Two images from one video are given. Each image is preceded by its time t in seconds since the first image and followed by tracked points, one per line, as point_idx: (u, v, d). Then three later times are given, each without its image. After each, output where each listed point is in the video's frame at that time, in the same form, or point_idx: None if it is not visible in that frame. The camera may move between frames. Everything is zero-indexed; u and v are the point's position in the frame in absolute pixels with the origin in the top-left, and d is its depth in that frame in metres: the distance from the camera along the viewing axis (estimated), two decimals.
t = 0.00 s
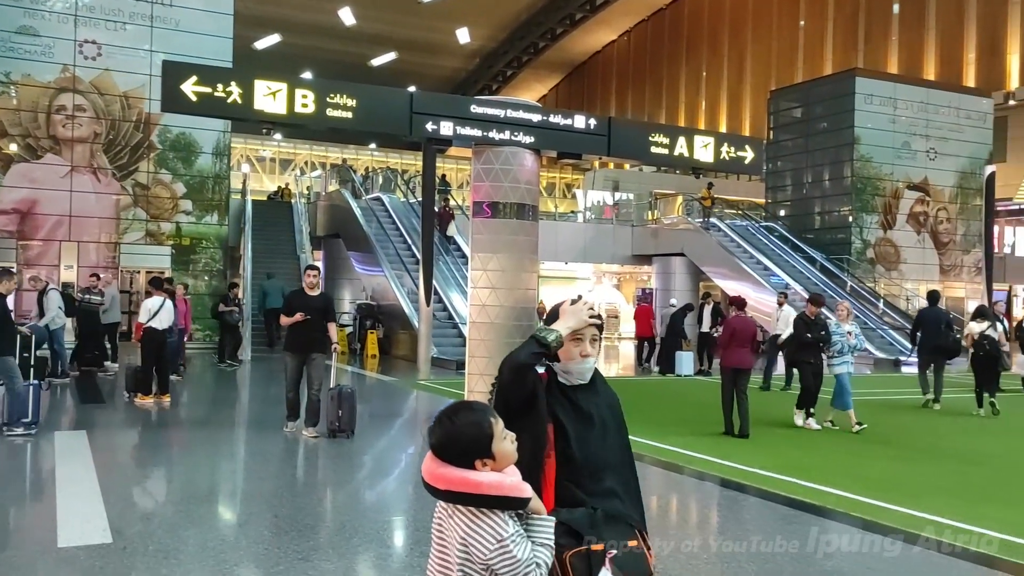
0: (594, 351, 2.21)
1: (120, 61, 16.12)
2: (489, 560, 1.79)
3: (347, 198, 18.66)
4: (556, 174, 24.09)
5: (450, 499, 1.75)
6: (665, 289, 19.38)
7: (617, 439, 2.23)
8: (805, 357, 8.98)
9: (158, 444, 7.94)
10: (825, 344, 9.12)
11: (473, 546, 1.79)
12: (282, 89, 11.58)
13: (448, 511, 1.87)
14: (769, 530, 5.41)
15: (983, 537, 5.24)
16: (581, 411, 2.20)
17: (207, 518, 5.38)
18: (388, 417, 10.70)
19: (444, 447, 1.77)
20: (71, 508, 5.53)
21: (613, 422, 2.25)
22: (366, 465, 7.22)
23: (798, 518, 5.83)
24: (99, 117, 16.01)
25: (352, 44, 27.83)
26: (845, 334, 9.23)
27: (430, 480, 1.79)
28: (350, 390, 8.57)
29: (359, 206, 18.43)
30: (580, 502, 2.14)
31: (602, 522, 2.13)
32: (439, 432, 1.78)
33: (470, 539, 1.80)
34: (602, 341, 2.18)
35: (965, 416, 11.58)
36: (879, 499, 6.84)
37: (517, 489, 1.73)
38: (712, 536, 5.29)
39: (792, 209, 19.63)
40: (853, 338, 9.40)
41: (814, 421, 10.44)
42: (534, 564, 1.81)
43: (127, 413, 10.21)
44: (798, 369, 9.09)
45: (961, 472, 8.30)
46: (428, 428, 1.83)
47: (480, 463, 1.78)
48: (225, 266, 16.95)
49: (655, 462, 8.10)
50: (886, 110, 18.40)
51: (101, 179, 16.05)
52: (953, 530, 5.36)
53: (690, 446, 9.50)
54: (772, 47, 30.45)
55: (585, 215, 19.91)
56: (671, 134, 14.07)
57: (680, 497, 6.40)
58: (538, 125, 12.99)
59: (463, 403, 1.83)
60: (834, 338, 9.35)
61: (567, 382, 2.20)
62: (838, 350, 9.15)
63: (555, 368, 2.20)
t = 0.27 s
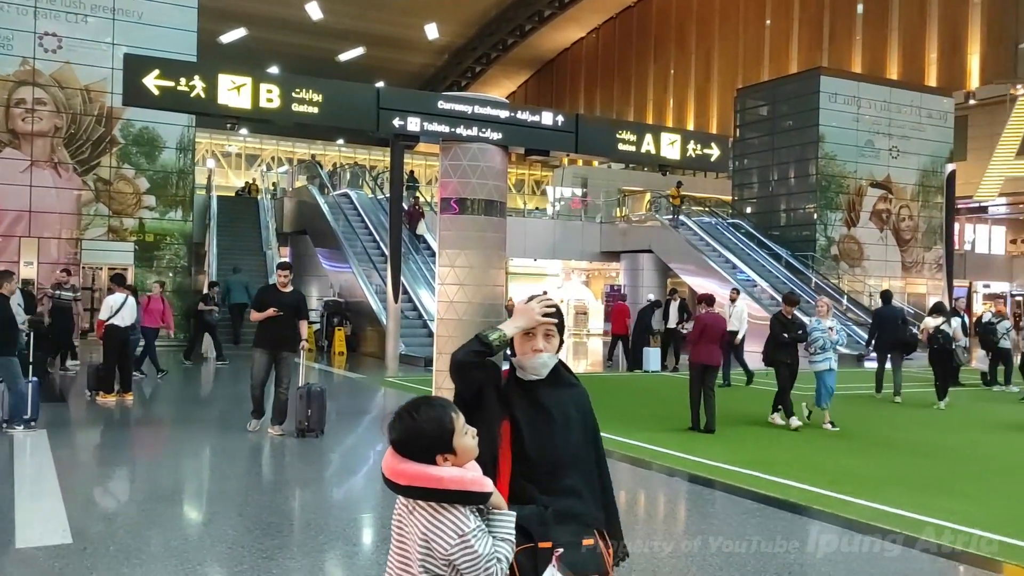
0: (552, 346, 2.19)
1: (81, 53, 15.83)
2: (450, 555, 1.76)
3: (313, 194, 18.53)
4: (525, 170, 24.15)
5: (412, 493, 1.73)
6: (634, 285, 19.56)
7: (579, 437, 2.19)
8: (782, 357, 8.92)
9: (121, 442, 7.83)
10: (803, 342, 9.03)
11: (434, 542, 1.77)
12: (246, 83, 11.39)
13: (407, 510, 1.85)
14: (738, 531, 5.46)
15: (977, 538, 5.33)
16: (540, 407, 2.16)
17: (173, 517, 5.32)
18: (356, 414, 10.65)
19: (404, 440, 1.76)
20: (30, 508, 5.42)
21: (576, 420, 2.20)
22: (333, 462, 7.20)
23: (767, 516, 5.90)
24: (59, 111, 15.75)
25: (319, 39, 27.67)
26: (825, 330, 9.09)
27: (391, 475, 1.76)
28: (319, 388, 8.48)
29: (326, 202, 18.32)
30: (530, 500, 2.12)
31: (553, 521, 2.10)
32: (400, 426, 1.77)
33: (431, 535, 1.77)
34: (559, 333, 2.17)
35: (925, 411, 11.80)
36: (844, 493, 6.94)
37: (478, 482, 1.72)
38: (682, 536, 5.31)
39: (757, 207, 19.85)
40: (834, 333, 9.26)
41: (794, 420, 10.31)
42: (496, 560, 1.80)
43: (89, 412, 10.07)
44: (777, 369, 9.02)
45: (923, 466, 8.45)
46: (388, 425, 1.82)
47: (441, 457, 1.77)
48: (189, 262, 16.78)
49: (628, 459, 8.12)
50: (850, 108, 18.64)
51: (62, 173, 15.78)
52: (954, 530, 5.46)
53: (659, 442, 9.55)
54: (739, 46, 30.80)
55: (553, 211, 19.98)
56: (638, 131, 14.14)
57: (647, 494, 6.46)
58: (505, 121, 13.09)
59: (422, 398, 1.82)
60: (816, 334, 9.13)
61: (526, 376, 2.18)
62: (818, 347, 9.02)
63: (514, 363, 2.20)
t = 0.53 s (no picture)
0: (484, 343, 2.10)
1: (31, 49, 15.52)
2: (408, 555, 1.78)
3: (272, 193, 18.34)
4: (486, 170, 24.24)
5: (374, 494, 1.74)
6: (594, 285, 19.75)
7: (517, 436, 2.12)
8: (748, 356, 8.90)
9: (72, 445, 7.68)
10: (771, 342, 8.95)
11: (392, 542, 1.78)
12: (200, 81, 11.22)
13: (354, 516, 1.83)
14: (696, 531, 5.50)
15: (946, 538, 5.38)
16: (476, 405, 2.12)
17: (128, 521, 5.24)
18: (314, 415, 10.56)
19: (357, 444, 1.76)
20: None
21: (517, 419, 2.13)
22: (291, 464, 7.14)
23: (724, 515, 5.96)
24: (8, 108, 15.42)
25: (277, 37, 27.49)
26: (795, 331, 8.95)
27: (346, 480, 1.75)
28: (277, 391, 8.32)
29: (284, 201, 18.15)
30: (461, 496, 2.10)
31: (479, 520, 2.07)
32: (352, 429, 1.77)
33: (388, 537, 1.78)
34: (484, 329, 2.07)
35: (876, 409, 12.02)
36: (799, 490, 7.03)
37: (434, 479, 1.77)
38: (640, 536, 5.34)
39: (716, 208, 20.09)
40: (805, 333, 9.12)
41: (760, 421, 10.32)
42: (447, 555, 1.85)
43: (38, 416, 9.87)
44: (743, 368, 9.00)
45: (877, 462, 8.59)
46: (334, 429, 1.81)
47: (393, 458, 1.79)
48: (143, 262, 16.55)
49: (589, 459, 8.15)
50: (804, 111, 18.92)
51: (11, 172, 15.44)
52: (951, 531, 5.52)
53: (619, 442, 9.60)
54: (698, 50, 31.38)
55: (514, 211, 20.06)
56: (596, 132, 14.18)
57: (604, 495, 6.49)
58: (464, 120, 13.25)
59: (369, 401, 1.83)
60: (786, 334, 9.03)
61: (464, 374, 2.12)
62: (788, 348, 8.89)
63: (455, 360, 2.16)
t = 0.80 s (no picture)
0: (397, 338, 2.17)
1: None
2: (325, 551, 1.89)
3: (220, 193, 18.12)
4: (441, 171, 24.30)
5: (292, 494, 1.84)
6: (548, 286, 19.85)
7: (425, 437, 2.12)
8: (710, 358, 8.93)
9: (9, 453, 7.48)
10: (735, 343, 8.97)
11: (309, 540, 1.88)
12: (142, 79, 11.00)
13: (268, 519, 1.92)
14: (646, 531, 5.54)
15: (899, 537, 5.45)
16: (395, 401, 2.16)
17: (74, 526, 5.15)
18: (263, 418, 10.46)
19: (272, 444, 1.87)
20: None
21: (426, 419, 2.13)
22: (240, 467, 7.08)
23: (672, 514, 6.01)
24: None
25: (226, 35, 27.62)
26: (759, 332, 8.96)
27: (261, 482, 1.85)
28: (224, 395, 8.02)
29: (234, 202, 17.94)
30: (374, 490, 2.14)
31: (380, 517, 2.11)
32: (264, 431, 1.88)
33: (305, 535, 1.89)
34: (390, 326, 2.14)
35: (821, 408, 12.22)
36: (746, 489, 7.12)
37: (346, 473, 1.90)
38: (587, 538, 5.36)
39: (667, 209, 20.31)
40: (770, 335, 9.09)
41: (742, 423, 10.16)
42: (362, 550, 1.96)
43: None
44: (704, 370, 9.00)
45: (821, 460, 8.72)
46: (244, 433, 1.90)
47: (305, 455, 1.92)
48: (87, 263, 16.25)
49: (541, 460, 8.17)
50: (753, 114, 19.21)
51: None
52: (951, 530, 5.63)
53: (569, 442, 9.64)
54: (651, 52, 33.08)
55: (467, 213, 20.09)
56: (547, 134, 14.25)
57: (553, 496, 6.54)
58: (414, 121, 13.10)
59: (279, 403, 1.95)
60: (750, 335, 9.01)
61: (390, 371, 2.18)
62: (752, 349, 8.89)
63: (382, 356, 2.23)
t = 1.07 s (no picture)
0: (317, 341, 2.20)
1: None
2: (231, 536, 1.92)
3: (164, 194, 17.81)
4: (392, 172, 24.25)
5: (191, 483, 1.85)
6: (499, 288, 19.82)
7: (318, 443, 2.06)
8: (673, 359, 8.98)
9: None
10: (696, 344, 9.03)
11: (211, 529, 1.90)
12: (80, 77, 10.74)
13: (163, 517, 1.91)
14: (593, 532, 5.53)
15: (850, 537, 5.51)
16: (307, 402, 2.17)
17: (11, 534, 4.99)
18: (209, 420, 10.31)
19: (162, 434, 1.87)
20: None
21: (325, 425, 2.07)
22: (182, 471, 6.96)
23: (619, 515, 6.01)
24: None
25: (171, 32, 29.03)
26: (719, 333, 9.03)
27: (165, 468, 1.82)
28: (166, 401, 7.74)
29: (178, 202, 17.66)
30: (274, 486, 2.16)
31: (271, 513, 2.14)
32: (151, 422, 1.87)
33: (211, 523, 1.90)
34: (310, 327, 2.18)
35: (765, 408, 12.42)
36: (692, 488, 7.18)
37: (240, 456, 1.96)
38: (534, 539, 5.35)
39: (617, 211, 20.51)
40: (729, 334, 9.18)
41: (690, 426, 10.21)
42: (260, 536, 2.00)
43: None
44: (669, 372, 9.06)
45: (765, 459, 8.83)
46: (132, 429, 1.87)
47: (192, 444, 1.93)
48: (25, 265, 15.80)
49: (487, 461, 8.15)
50: (701, 118, 19.50)
51: None
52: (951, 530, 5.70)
53: (516, 443, 9.62)
54: (601, 55, 33.98)
55: (417, 214, 20.07)
56: (494, 136, 14.26)
57: (499, 498, 6.52)
58: (360, 122, 12.89)
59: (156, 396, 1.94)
60: (708, 336, 9.10)
61: (315, 376, 2.19)
62: (711, 350, 8.97)
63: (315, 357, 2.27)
